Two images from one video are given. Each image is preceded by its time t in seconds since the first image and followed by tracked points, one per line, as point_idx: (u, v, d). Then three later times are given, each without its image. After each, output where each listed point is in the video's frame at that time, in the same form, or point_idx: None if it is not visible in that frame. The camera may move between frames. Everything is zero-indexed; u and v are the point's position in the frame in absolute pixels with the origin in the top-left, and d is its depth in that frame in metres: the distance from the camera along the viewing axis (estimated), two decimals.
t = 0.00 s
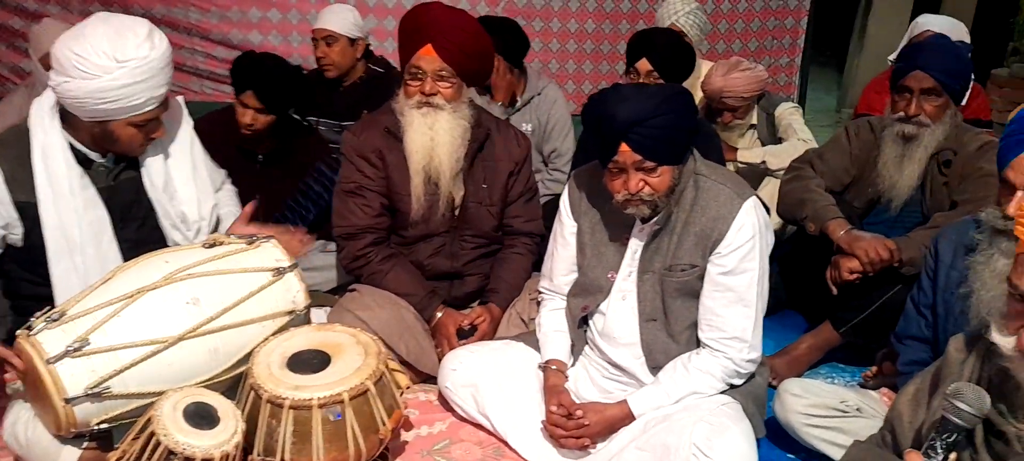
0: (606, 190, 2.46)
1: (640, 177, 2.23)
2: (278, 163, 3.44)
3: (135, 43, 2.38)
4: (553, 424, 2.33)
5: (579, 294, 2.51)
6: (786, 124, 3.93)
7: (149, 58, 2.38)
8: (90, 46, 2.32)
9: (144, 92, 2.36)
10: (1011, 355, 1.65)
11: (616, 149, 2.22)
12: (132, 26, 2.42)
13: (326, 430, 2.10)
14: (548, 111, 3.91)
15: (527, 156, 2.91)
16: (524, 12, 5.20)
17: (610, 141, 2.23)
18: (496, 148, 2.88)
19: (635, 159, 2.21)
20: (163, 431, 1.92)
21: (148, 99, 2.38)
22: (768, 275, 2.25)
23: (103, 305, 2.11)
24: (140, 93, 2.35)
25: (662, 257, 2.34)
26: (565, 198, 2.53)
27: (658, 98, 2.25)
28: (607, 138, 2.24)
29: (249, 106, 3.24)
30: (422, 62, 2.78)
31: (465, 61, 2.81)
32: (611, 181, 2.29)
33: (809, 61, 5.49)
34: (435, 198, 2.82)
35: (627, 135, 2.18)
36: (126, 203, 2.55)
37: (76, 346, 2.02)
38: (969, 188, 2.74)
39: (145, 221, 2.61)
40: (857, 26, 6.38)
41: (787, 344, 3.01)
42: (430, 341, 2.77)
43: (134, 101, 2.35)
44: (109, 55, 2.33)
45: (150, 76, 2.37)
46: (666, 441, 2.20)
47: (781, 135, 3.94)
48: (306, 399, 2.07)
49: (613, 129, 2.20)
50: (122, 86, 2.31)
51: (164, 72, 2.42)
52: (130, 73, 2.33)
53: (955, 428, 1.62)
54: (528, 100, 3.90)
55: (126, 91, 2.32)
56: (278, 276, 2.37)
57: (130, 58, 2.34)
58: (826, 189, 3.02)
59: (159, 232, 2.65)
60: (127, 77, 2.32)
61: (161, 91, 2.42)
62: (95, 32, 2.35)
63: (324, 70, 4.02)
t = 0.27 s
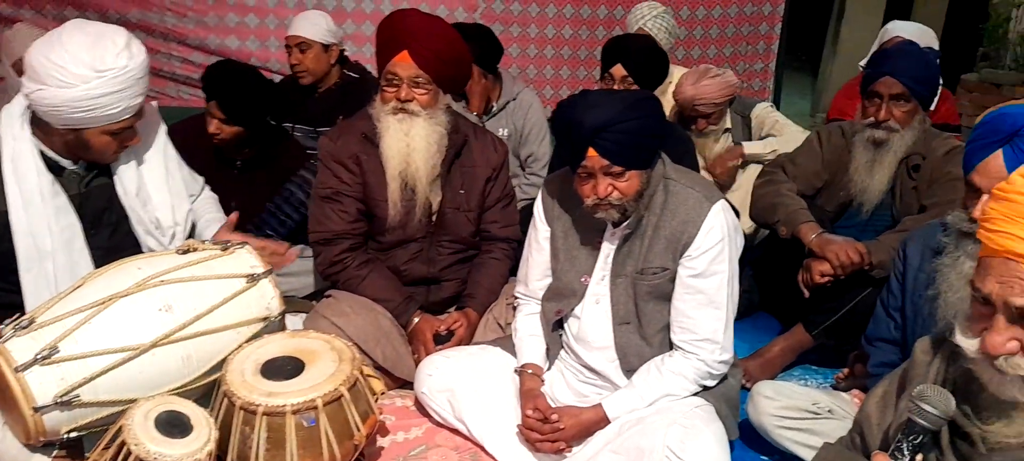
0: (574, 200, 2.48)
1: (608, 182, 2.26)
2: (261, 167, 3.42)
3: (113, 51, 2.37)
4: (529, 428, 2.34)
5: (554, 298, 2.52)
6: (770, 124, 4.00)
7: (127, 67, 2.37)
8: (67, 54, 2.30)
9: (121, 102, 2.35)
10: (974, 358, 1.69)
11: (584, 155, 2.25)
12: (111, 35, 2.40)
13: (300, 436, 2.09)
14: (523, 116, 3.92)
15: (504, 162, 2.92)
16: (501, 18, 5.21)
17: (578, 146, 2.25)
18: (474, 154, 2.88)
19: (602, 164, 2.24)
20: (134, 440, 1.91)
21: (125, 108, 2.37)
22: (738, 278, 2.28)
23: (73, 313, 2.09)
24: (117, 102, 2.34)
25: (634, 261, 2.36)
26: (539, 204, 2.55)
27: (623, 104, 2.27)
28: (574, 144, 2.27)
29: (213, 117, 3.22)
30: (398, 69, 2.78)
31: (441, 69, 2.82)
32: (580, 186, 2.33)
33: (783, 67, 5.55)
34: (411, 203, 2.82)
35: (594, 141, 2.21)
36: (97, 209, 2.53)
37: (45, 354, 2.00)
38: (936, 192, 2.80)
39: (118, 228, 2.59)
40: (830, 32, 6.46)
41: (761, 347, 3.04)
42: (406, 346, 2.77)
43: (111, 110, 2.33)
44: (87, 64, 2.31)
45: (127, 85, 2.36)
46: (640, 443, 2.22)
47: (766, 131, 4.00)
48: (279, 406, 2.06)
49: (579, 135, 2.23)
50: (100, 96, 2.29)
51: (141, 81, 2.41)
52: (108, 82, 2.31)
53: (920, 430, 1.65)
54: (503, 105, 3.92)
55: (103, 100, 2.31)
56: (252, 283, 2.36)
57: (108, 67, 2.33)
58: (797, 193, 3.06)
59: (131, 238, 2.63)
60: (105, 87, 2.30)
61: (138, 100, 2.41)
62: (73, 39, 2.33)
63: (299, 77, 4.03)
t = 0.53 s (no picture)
0: (557, 213, 2.47)
1: (588, 195, 2.26)
2: (242, 181, 3.39)
3: (90, 62, 2.34)
4: (513, 444, 2.32)
5: (537, 313, 2.50)
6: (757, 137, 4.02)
7: (105, 78, 2.34)
8: (43, 65, 2.28)
9: (98, 112, 2.32)
10: (964, 377, 1.63)
11: (562, 169, 2.25)
12: (88, 46, 2.38)
13: (280, 457, 2.07)
14: (507, 130, 3.92)
15: (487, 176, 2.91)
16: (486, 31, 5.22)
17: (556, 161, 2.25)
18: (456, 169, 2.87)
19: (581, 177, 2.24)
20: None
21: (102, 120, 2.34)
22: (720, 292, 2.27)
23: (47, 335, 2.07)
24: (94, 113, 2.31)
25: (616, 275, 2.35)
26: (522, 219, 2.54)
27: (601, 117, 2.27)
28: (552, 159, 2.27)
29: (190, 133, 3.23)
30: (376, 83, 2.78)
31: (421, 85, 2.81)
32: (561, 200, 2.32)
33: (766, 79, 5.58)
34: (392, 219, 2.81)
35: (572, 155, 2.21)
36: (75, 225, 2.50)
37: (19, 377, 1.96)
38: (918, 205, 2.79)
39: (96, 244, 2.57)
40: (814, 44, 6.50)
41: (746, 359, 3.04)
42: (389, 362, 2.75)
43: (87, 122, 2.31)
44: (63, 75, 2.29)
45: (105, 96, 2.33)
46: (625, 460, 2.19)
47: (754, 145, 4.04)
48: (259, 427, 2.04)
49: (557, 150, 2.23)
50: (76, 106, 2.27)
51: (119, 92, 2.38)
52: (84, 93, 2.29)
53: (903, 446, 1.58)
54: (488, 119, 3.92)
55: (80, 110, 2.28)
56: (230, 302, 2.35)
57: (85, 78, 2.31)
58: (780, 206, 3.07)
59: (109, 254, 2.60)
60: (81, 98, 2.28)
61: (116, 112, 2.38)
62: (49, 51, 2.31)
63: (285, 94, 4.00)
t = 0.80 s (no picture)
0: (541, 222, 2.46)
1: (574, 206, 2.25)
2: (218, 189, 3.38)
3: (70, 77, 2.32)
4: (497, 456, 2.31)
5: (521, 323, 2.49)
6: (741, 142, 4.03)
7: (84, 94, 2.32)
8: (22, 79, 2.25)
9: (76, 128, 2.29)
10: (963, 388, 1.59)
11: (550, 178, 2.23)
12: (68, 60, 2.36)
13: None
14: (495, 139, 3.91)
15: (468, 184, 2.90)
16: (469, 39, 5.22)
17: (544, 170, 2.23)
18: (438, 178, 2.86)
19: (568, 188, 2.23)
20: None
21: (81, 135, 2.32)
22: (705, 301, 2.27)
23: (24, 349, 2.04)
24: (72, 129, 2.29)
25: (601, 284, 2.34)
26: (506, 228, 2.53)
27: (585, 127, 2.27)
28: (539, 171, 2.25)
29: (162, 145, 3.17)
30: (353, 93, 2.78)
31: (397, 93, 2.80)
32: (547, 210, 2.31)
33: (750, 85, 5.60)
34: (373, 229, 2.80)
35: (559, 166, 2.20)
36: (53, 238, 2.47)
37: None
38: (901, 212, 2.80)
39: (75, 257, 2.54)
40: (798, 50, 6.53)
41: (731, 367, 3.04)
42: (372, 373, 2.73)
43: (66, 137, 2.28)
44: (43, 90, 2.26)
45: (84, 112, 2.31)
46: None
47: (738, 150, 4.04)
48: (240, 440, 2.01)
49: (543, 160, 2.22)
50: (54, 121, 2.24)
51: (97, 107, 2.36)
52: (63, 108, 2.26)
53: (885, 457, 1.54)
54: (476, 128, 3.91)
55: (58, 126, 2.25)
56: (211, 314, 2.32)
57: (64, 93, 2.28)
58: (763, 213, 3.08)
59: (88, 267, 2.57)
60: (60, 113, 2.25)
61: (94, 128, 2.36)
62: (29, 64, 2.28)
63: (269, 104, 3.97)
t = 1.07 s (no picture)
0: (523, 228, 2.46)
1: (556, 213, 2.25)
2: (192, 198, 3.35)
3: (39, 84, 2.29)
4: None
5: (503, 329, 2.48)
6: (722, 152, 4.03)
7: (54, 101, 2.29)
8: None
9: (46, 135, 2.27)
10: (941, 392, 1.60)
11: (532, 187, 2.22)
12: (38, 67, 2.32)
13: None
14: (480, 145, 3.91)
15: (449, 189, 2.89)
16: (451, 45, 5.22)
17: (523, 180, 2.24)
18: (418, 184, 2.85)
19: (550, 196, 2.22)
20: None
21: (51, 142, 2.29)
22: (684, 305, 2.27)
23: None
24: (42, 136, 2.26)
25: (582, 290, 2.34)
26: (487, 235, 2.52)
27: (567, 137, 2.26)
28: (521, 179, 2.24)
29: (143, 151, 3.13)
30: (332, 100, 2.79)
31: (374, 99, 2.79)
32: (530, 218, 2.31)
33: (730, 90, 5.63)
34: (353, 235, 2.79)
35: (542, 174, 2.20)
36: (26, 247, 2.44)
37: None
38: (879, 216, 2.82)
39: (48, 265, 2.50)
40: (778, 56, 6.58)
41: (711, 371, 3.05)
42: (352, 381, 2.71)
43: (36, 144, 2.25)
44: (12, 97, 2.23)
45: (54, 118, 2.28)
46: None
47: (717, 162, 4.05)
48: (216, 449, 1.99)
49: (527, 168, 2.21)
50: (21, 128, 2.20)
51: (68, 114, 2.33)
52: (32, 115, 2.23)
53: None
54: (460, 134, 3.92)
55: (27, 134, 2.22)
56: (189, 322, 2.29)
57: (33, 100, 2.25)
58: (743, 218, 3.09)
59: (63, 278, 2.54)
60: (28, 119, 2.22)
61: (65, 135, 2.33)
62: None
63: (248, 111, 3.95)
